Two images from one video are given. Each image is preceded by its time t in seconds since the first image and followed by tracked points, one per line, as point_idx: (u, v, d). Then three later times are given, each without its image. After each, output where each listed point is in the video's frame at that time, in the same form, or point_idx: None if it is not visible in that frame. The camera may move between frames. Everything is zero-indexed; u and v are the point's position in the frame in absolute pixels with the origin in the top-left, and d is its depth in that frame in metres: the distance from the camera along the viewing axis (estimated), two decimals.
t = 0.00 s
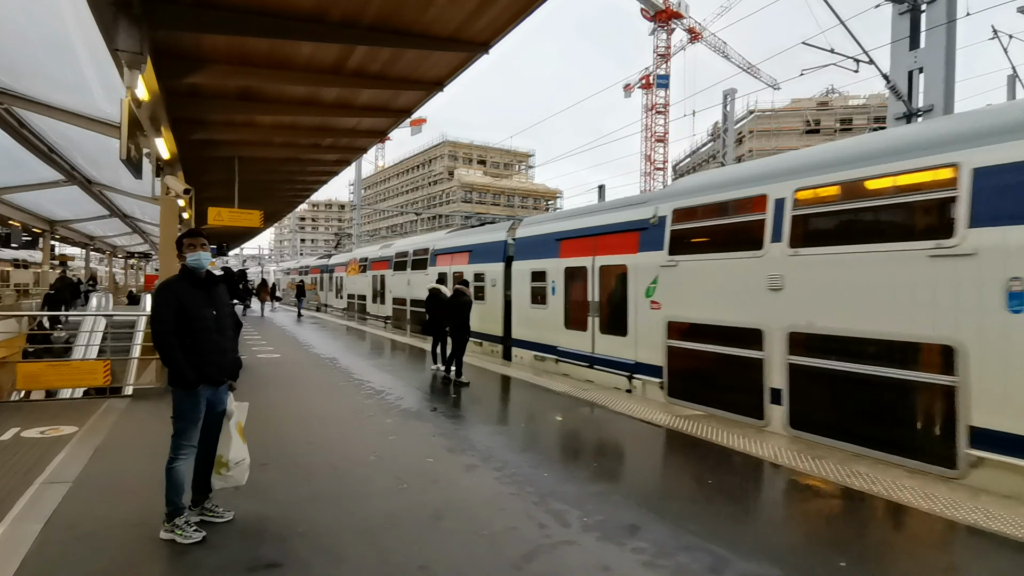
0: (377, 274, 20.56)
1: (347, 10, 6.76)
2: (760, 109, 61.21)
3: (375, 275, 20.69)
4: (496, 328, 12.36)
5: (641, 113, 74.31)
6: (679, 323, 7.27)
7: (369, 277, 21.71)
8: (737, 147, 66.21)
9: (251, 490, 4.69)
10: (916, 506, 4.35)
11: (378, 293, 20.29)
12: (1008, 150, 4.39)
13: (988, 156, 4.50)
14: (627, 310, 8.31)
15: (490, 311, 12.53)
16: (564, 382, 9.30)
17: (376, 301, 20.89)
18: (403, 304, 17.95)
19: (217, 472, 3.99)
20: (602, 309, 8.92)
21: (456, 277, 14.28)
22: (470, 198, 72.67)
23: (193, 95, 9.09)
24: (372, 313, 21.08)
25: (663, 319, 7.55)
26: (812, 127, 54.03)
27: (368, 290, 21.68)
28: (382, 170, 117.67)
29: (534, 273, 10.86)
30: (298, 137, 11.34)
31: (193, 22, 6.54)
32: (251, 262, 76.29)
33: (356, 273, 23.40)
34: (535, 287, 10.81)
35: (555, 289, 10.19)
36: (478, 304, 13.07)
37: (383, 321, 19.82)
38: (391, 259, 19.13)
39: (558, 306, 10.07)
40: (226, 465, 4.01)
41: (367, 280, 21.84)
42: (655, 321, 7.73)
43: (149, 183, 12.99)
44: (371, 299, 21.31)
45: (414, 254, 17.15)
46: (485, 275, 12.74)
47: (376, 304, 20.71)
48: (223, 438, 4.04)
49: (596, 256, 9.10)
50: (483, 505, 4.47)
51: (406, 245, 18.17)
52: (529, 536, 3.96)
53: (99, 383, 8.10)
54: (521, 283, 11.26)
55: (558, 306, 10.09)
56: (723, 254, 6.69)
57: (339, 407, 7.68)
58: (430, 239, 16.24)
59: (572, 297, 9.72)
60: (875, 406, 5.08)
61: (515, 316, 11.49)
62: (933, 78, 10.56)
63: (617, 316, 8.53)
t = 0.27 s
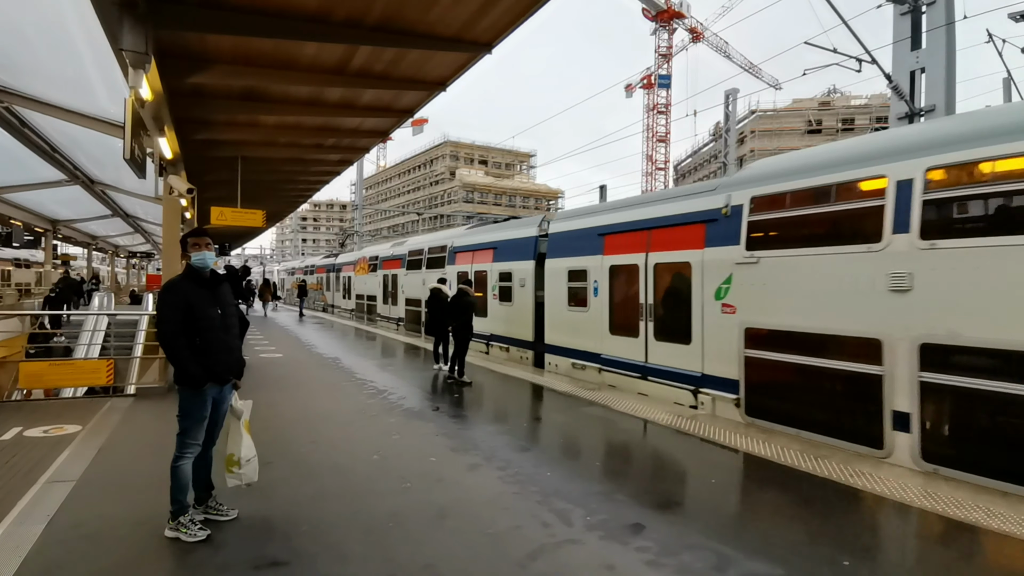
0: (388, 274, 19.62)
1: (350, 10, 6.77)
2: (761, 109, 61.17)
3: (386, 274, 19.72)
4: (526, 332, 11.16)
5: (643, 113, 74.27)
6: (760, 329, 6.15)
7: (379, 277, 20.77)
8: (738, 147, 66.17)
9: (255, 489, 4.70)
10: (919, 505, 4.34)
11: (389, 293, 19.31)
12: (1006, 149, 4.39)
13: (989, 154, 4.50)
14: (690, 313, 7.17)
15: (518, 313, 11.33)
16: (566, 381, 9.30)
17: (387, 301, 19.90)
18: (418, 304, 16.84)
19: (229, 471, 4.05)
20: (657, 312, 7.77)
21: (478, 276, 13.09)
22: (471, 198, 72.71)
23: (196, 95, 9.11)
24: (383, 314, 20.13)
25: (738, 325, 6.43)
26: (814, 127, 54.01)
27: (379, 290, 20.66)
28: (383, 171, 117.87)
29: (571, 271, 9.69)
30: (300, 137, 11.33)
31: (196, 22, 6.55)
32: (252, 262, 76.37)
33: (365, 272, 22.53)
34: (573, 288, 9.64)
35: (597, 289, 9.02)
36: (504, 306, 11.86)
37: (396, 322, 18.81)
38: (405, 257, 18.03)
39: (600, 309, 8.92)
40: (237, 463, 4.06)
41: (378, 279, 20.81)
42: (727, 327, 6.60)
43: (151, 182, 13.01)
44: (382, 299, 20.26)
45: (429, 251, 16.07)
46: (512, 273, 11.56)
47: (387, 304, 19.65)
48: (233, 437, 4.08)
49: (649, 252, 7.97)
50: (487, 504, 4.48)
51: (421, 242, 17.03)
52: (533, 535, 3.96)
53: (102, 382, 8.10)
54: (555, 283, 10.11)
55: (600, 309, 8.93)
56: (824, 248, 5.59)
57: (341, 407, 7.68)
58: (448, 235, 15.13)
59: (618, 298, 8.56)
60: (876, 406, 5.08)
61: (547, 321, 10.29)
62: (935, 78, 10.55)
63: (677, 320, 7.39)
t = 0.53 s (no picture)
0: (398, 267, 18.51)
1: (348, 3, 6.74)
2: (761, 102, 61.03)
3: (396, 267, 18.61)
4: (557, 331, 10.14)
5: (642, 106, 74.05)
6: (864, 330, 5.19)
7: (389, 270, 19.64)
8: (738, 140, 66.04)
9: (254, 482, 4.72)
10: (915, 497, 4.38)
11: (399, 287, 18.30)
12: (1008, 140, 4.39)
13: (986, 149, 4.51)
14: (768, 310, 6.17)
15: (547, 308, 10.32)
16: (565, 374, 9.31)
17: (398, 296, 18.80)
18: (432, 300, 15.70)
19: (219, 463, 4.00)
20: (726, 309, 6.69)
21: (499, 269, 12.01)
22: (470, 191, 72.58)
23: (194, 88, 9.07)
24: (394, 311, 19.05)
25: (836, 327, 5.44)
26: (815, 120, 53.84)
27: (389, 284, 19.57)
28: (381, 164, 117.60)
29: (612, 263, 8.57)
30: (298, 129, 11.29)
31: (194, 14, 6.51)
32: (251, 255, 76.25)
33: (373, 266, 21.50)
34: (615, 282, 8.50)
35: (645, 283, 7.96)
36: (531, 302, 10.80)
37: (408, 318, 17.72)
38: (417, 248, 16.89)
39: (649, 306, 7.82)
40: (228, 456, 4.00)
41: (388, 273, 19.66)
42: (820, 327, 5.61)
43: (149, 175, 12.98)
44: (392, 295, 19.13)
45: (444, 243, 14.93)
46: (541, 266, 10.49)
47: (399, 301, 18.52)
48: (225, 429, 4.04)
49: (712, 242, 6.90)
50: (486, 497, 4.50)
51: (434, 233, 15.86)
52: (532, 528, 3.98)
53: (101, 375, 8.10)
54: (593, 277, 8.97)
55: (649, 306, 7.84)
56: (882, 238, 5.13)
57: (340, 401, 7.69)
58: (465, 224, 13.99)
59: (673, 294, 7.46)
60: (873, 398, 5.11)
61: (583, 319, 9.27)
62: (935, 71, 10.52)
63: (754, 320, 6.33)
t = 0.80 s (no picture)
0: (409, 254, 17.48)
1: None
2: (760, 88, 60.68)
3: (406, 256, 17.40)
4: (593, 325, 9.10)
5: (641, 93, 73.60)
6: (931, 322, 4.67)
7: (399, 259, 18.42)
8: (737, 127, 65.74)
9: (255, 469, 4.74)
10: (913, 481, 4.41)
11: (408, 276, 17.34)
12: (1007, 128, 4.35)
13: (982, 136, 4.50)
14: (878, 305, 5.12)
15: (582, 300, 9.26)
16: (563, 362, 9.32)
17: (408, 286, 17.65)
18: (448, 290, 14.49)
19: (209, 450, 4.02)
20: (814, 301, 5.71)
21: (524, 257, 10.90)
22: (469, 178, 72.32)
23: (189, 74, 8.99)
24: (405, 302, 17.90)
25: (904, 319, 4.91)
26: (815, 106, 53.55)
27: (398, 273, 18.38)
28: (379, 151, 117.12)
29: (663, 249, 7.54)
30: (295, 116, 11.21)
31: None
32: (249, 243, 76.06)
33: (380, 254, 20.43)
34: (666, 271, 7.48)
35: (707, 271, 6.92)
36: (563, 293, 9.72)
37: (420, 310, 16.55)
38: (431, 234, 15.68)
39: (712, 298, 6.81)
40: (218, 443, 4.03)
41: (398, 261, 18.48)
42: (952, 326, 4.57)
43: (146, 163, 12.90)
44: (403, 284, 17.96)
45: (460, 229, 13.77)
46: (574, 252, 9.43)
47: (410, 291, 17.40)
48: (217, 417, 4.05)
49: (798, 222, 5.86)
50: (485, 483, 4.52)
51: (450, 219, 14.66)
52: (531, 513, 4.01)
53: (100, 363, 8.10)
54: (639, 265, 7.95)
55: (710, 297, 6.85)
56: (882, 227, 5.14)
57: (339, 388, 7.71)
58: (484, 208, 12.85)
59: (740, 284, 6.47)
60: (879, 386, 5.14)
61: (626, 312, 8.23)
62: (936, 56, 10.45)
63: (846, 315, 5.41)
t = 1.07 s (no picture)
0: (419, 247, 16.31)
1: None
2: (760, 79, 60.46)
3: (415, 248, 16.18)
4: (637, 326, 8.11)
5: (641, 84, 73.32)
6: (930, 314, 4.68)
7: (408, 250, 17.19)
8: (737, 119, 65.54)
9: (255, 462, 4.76)
10: (911, 472, 4.43)
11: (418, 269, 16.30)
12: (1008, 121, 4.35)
13: (981, 129, 4.50)
14: None
15: (625, 297, 8.22)
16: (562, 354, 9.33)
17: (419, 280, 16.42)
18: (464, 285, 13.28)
19: (216, 444, 4.08)
20: (806, 293, 5.73)
21: (554, 249, 9.83)
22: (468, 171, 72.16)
23: (186, 66, 8.94)
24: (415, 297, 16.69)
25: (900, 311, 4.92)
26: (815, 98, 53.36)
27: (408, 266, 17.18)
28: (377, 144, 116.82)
29: (730, 239, 6.56)
30: (293, 108, 11.15)
31: None
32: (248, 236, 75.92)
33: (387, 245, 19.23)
34: (732, 264, 6.51)
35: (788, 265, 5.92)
36: (600, 289, 8.72)
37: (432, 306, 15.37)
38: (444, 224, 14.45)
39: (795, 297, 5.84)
40: (224, 436, 4.09)
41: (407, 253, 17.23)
42: None
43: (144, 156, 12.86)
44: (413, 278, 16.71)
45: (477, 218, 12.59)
46: (614, 244, 8.46)
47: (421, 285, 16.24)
48: (222, 410, 4.10)
49: (913, 204, 4.89)
50: (484, 475, 4.54)
51: (466, 207, 13.44)
52: (531, 505, 4.03)
53: (100, 356, 8.11)
54: (697, 256, 6.98)
55: (790, 294, 5.89)
56: (878, 217, 5.14)
57: (339, 381, 7.71)
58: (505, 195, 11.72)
59: (831, 279, 5.52)
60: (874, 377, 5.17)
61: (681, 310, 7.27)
62: (937, 46, 10.40)
63: (904, 311, 4.95)
